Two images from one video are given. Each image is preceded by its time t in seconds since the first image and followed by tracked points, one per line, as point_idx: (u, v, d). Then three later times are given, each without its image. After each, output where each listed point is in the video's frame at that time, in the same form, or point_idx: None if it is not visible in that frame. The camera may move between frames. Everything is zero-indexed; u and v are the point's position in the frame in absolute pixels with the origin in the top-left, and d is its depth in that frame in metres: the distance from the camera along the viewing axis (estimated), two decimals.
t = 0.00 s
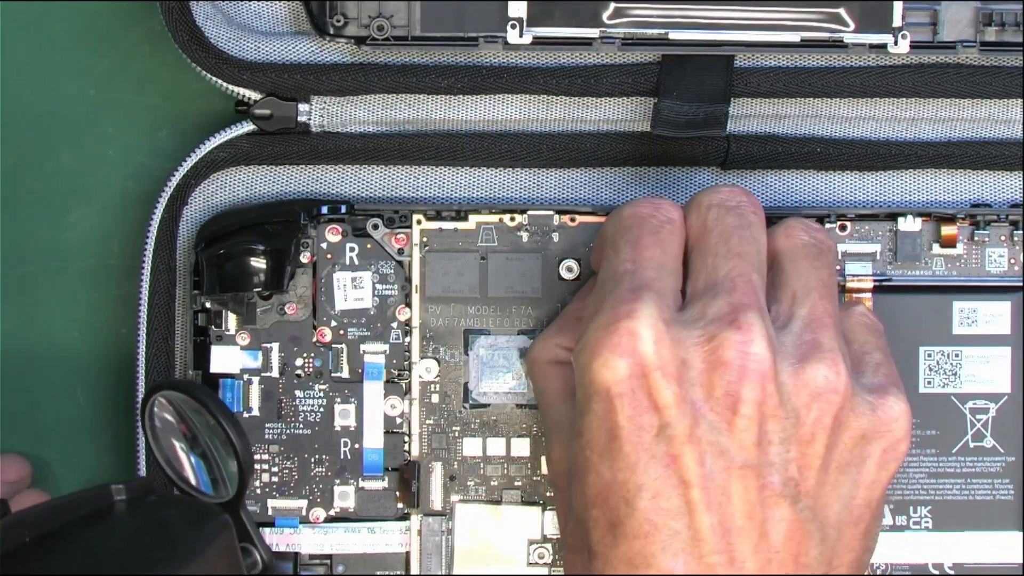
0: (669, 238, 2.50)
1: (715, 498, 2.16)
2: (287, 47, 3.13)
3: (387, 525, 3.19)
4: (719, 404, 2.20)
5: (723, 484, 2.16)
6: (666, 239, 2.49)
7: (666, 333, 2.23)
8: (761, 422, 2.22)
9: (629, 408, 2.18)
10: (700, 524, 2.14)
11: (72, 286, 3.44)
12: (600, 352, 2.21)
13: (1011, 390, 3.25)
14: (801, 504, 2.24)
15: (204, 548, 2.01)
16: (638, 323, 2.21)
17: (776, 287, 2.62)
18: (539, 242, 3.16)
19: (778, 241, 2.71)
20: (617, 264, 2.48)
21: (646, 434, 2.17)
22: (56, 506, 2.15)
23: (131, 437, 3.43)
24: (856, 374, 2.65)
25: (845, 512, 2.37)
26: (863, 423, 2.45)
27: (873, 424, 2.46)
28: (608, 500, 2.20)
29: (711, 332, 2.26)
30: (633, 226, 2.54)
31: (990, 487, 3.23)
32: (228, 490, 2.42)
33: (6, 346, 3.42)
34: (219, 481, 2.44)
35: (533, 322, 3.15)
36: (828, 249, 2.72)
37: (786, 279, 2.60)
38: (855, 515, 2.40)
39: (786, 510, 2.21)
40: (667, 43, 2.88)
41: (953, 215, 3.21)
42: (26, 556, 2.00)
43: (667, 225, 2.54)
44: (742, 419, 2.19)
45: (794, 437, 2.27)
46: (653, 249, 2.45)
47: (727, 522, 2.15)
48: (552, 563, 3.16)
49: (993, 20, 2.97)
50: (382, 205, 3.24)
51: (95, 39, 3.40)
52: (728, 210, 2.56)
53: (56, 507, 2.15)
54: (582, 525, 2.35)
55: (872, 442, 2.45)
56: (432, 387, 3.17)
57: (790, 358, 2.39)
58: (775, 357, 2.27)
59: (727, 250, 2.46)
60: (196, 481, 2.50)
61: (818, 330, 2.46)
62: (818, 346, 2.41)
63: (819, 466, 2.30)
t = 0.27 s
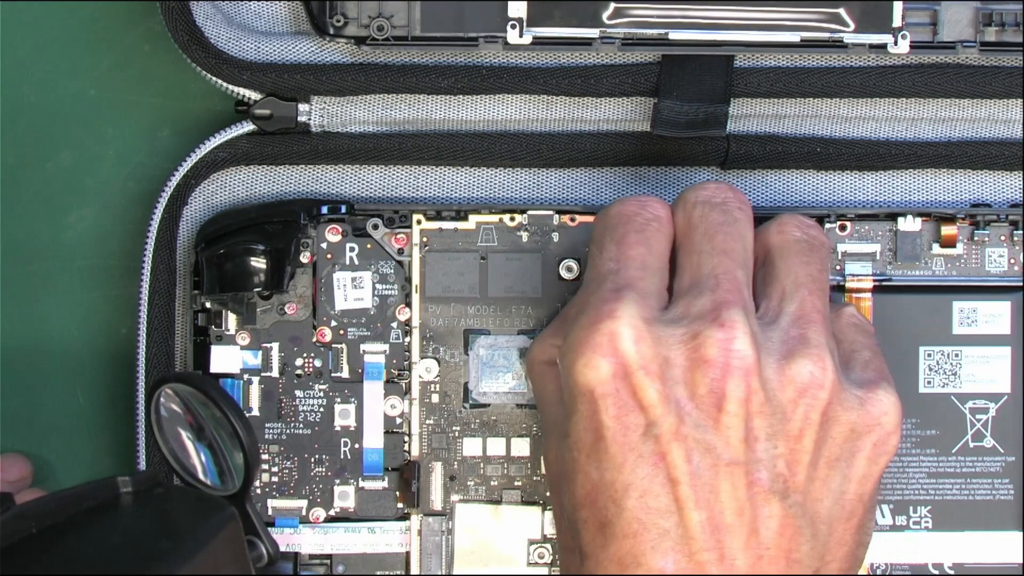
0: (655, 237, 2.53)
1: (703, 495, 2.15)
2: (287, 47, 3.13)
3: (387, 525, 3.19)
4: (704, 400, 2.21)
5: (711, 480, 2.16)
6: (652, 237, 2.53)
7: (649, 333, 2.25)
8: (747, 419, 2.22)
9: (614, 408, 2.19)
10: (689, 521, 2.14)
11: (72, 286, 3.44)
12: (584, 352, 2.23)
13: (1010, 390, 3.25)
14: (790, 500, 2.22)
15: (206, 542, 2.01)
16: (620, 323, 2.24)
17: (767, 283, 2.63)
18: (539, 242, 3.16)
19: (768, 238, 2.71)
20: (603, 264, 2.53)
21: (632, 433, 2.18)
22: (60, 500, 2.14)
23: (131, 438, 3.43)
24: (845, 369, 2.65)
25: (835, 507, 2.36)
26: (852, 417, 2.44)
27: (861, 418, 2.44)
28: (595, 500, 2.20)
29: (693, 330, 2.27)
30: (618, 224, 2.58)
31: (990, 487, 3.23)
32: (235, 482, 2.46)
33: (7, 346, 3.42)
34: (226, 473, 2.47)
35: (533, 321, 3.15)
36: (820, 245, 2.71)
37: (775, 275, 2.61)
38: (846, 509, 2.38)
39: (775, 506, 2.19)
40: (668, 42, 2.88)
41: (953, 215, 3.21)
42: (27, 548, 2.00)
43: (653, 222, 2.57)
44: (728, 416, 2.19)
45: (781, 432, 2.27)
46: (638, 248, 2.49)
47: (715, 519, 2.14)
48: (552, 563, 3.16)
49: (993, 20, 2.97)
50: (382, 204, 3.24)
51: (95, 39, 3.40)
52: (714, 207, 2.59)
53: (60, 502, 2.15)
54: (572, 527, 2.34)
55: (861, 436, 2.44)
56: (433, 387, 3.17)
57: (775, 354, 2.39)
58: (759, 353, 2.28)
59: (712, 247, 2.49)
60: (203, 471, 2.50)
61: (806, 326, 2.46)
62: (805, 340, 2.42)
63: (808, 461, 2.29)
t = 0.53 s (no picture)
0: (652, 231, 2.54)
1: (700, 487, 2.13)
2: (287, 47, 3.13)
3: (387, 525, 3.19)
4: (700, 393, 2.20)
5: (707, 473, 2.14)
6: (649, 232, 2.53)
7: (645, 325, 2.26)
8: (743, 412, 2.21)
9: (610, 401, 2.21)
10: (686, 513, 2.12)
11: (72, 287, 3.44)
12: (580, 345, 2.26)
13: (1010, 390, 3.25)
14: (787, 494, 2.20)
15: (208, 550, 2.01)
16: (614, 315, 2.25)
17: (764, 278, 2.63)
18: (539, 242, 3.16)
19: (766, 236, 2.71)
20: (600, 258, 2.54)
21: (628, 426, 2.18)
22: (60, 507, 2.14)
23: (131, 438, 3.43)
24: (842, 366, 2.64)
25: (831, 501, 2.33)
26: (849, 411, 2.42)
27: (858, 412, 2.42)
28: (592, 493, 2.20)
29: (689, 323, 2.28)
30: (614, 219, 2.58)
31: (990, 487, 3.23)
32: (232, 493, 2.48)
33: (7, 346, 3.43)
34: (222, 483, 2.50)
35: (533, 321, 3.15)
36: (817, 241, 2.72)
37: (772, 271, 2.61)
38: (843, 504, 2.36)
39: (772, 500, 2.17)
40: (668, 43, 2.88)
41: (953, 215, 3.21)
42: (29, 560, 1.99)
43: (650, 217, 2.57)
44: (724, 409, 2.19)
45: (777, 425, 2.26)
46: (634, 242, 2.50)
47: (712, 512, 2.12)
48: (552, 562, 3.16)
49: (994, 21, 2.97)
50: (382, 204, 3.24)
51: (95, 39, 3.40)
52: (710, 202, 2.59)
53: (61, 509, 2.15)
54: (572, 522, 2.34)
55: (859, 431, 2.41)
56: (433, 387, 3.17)
57: (772, 348, 2.39)
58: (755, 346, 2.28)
59: (708, 241, 2.50)
60: (198, 483, 2.53)
61: (803, 321, 2.45)
62: (801, 334, 2.42)
63: (805, 455, 2.27)
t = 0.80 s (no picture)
0: (646, 215, 2.52)
1: (717, 472, 2.15)
2: (287, 47, 3.13)
3: (387, 525, 3.19)
4: (712, 377, 2.22)
5: (723, 456, 2.16)
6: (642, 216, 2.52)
7: (653, 313, 2.27)
8: (756, 393, 2.23)
9: (623, 391, 2.22)
10: (705, 500, 2.14)
11: (73, 287, 3.44)
12: (589, 337, 2.27)
13: (1011, 390, 3.24)
14: (805, 473, 2.22)
15: (187, 549, 2.02)
16: (622, 305, 2.26)
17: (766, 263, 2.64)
18: (539, 243, 3.16)
19: (767, 225, 2.71)
20: (595, 247, 2.52)
21: (642, 416, 2.20)
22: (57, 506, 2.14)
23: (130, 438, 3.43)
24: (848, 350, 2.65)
25: (850, 480, 2.33)
26: (861, 385, 2.44)
27: (868, 386, 2.45)
28: (611, 485, 2.21)
29: (697, 308, 2.30)
30: (606, 206, 2.57)
31: (990, 487, 3.23)
32: (206, 494, 2.40)
33: (6, 346, 3.42)
34: (196, 484, 2.41)
35: (533, 322, 3.15)
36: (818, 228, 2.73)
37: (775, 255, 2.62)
38: (861, 480, 2.36)
39: (792, 480, 2.20)
40: (667, 43, 2.87)
41: (953, 215, 3.20)
42: (20, 556, 1.99)
43: (639, 199, 2.56)
44: (737, 391, 2.21)
45: (792, 404, 2.28)
46: (628, 228, 2.48)
47: (732, 496, 2.15)
48: (552, 562, 3.16)
49: (993, 20, 2.97)
50: (382, 204, 3.24)
51: (95, 39, 3.40)
52: (710, 187, 2.59)
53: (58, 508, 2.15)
54: (590, 520, 2.33)
55: (871, 405, 2.43)
56: (432, 387, 3.17)
57: (780, 329, 2.41)
58: (763, 326, 2.31)
59: (709, 227, 2.49)
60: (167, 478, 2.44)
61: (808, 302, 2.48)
62: (810, 314, 2.44)
63: (821, 433, 2.29)
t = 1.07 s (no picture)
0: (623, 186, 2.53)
1: (706, 420, 2.11)
2: (287, 47, 3.13)
3: (387, 525, 3.19)
4: (695, 322, 2.19)
5: (711, 403, 2.12)
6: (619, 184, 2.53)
7: (634, 263, 2.25)
8: (740, 336, 2.19)
9: (607, 343, 2.20)
10: (697, 448, 2.10)
11: (73, 287, 3.44)
12: (572, 292, 2.25)
13: (1011, 390, 3.24)
14: (796, 416, 2.17)
15: (184, 548, 2.02)
16: (602, 256, 2.24)
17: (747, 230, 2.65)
18: (539, 243, 3.16)
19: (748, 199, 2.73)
20: (573, 215, 2.54)
21: (627, 367, 2.18)
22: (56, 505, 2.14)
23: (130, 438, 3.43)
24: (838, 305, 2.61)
25: (846, 421, 2.26)
26: (850, 327, 2.38)
27: (857, 329, 2.38)
28: (602, 442, 2.19)
29: (677, 257, 2.27)
30: (584, 180, 2.58)
31: (990, 487, 3.23)
32: (212, 490, 2.38)
33: (7, 346, 3.43)
34: (202, 481, 2.40)
35: (533, 322, 3.15)
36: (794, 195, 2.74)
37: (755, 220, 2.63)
38: (855, 424, 2.28)
39: (783, 424, 2.14)
40: (667, 43, 2.87)
41: (953, 215, 3.20)
42: (19, 555, 1.99)
43: (616, 169, 2.58)
44: (721, 334, 2.17)
45: (779, 347, 2.22)
46: (606, 195, 2.50)
47: (722, 442, 2.10)
48: (552, 562, 3.16)
49: (993, 21, 2.97)
50: (382, 205, 3.24)
51: (95, 39, 3.40)
52: (689, 153, 2.59)
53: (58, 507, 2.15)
54: (587, 485, 2.32)
55: (862, 346, 2.36)
56: (432, 387, 3.17)
57: (763, 276, 2.38)
58: (744, 271, 2.27)
59: (687, 190, 2.49)
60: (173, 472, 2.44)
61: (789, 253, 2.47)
62: (792, 261, 2.42)
63: (811, 376, 2.23)
